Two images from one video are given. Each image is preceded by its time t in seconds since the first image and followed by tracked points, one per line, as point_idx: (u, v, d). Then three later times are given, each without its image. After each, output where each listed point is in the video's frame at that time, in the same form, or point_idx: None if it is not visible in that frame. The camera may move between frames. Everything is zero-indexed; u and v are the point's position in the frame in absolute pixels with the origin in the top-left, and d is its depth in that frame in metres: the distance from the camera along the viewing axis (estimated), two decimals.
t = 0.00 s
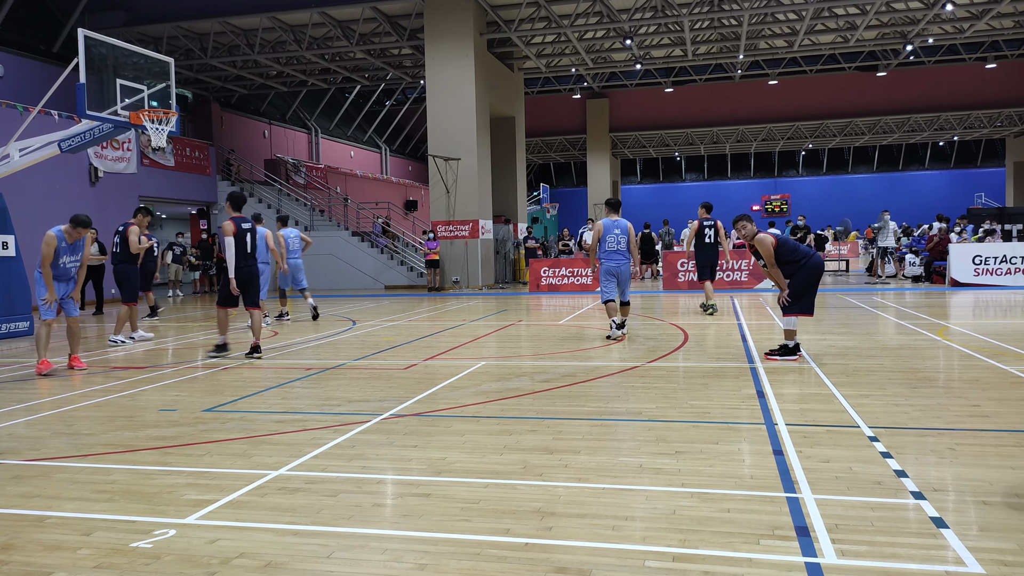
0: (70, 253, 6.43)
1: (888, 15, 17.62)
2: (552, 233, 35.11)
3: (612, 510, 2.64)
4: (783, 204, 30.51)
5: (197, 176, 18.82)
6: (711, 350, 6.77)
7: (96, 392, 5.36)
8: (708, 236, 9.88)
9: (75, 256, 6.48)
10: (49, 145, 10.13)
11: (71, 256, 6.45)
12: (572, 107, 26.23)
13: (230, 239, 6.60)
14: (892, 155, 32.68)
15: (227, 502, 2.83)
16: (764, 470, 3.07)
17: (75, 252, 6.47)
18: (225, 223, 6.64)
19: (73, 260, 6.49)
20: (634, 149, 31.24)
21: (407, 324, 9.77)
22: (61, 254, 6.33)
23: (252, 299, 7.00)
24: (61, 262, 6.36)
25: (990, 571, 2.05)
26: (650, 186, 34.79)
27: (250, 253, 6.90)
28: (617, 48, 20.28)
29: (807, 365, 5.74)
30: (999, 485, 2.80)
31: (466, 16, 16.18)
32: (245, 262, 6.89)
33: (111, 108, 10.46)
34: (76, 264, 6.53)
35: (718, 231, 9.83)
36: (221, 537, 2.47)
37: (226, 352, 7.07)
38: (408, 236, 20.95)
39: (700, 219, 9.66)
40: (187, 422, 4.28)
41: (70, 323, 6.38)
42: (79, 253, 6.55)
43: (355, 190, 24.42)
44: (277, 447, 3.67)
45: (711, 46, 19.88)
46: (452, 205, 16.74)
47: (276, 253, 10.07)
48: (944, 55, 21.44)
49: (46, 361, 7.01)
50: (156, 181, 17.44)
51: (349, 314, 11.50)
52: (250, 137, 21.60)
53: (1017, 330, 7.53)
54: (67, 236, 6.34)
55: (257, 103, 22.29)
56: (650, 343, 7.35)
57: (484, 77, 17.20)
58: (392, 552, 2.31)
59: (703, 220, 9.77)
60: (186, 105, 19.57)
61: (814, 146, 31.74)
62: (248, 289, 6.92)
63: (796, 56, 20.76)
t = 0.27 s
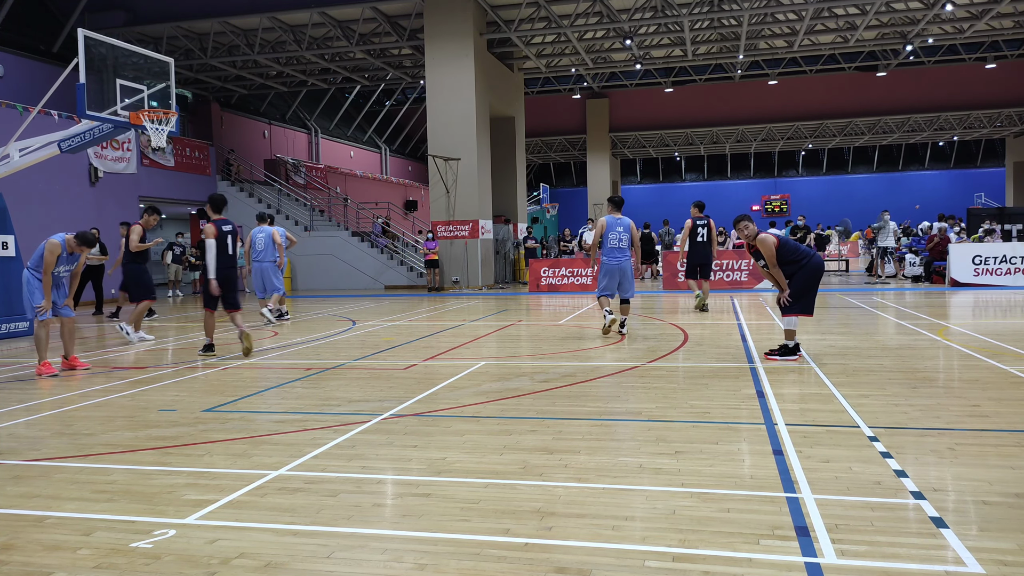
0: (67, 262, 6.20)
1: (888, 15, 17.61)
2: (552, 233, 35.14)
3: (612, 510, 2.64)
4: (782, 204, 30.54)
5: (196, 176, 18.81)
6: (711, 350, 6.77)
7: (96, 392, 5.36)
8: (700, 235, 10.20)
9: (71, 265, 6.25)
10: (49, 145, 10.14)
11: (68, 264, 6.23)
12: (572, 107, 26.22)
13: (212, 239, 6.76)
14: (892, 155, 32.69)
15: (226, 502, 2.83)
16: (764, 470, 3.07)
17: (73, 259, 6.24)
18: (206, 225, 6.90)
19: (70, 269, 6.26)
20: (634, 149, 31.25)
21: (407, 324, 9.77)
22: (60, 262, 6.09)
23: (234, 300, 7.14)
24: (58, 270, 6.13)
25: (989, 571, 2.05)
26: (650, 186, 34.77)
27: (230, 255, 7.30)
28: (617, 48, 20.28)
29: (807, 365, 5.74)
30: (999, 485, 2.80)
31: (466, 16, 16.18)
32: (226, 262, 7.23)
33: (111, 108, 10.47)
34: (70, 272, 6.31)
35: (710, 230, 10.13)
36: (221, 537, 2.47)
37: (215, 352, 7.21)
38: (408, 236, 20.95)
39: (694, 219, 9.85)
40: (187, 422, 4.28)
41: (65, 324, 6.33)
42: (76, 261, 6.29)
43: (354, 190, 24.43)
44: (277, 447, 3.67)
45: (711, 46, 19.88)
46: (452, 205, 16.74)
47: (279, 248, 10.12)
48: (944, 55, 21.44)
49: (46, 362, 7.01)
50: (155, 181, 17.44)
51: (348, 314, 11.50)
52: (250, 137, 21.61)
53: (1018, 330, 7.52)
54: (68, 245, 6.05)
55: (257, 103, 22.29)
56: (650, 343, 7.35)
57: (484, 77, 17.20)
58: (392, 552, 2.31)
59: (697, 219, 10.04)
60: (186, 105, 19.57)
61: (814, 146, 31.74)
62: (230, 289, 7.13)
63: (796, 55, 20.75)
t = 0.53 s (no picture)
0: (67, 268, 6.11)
1: (888, 15, 17.60)
2: (552, 233, 35.14)
3: (612, 510, 2.64)
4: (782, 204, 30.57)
5: (196, 176, 18.81)
6: (710, 350, 6.77)
7: (96, 392, 5.36)
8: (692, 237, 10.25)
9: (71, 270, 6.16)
10: (49, 145, 10.14)
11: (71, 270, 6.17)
12: (572, 108, 26.20)
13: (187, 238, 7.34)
14: (892, 155, 32.69)
15: (226, 502, 2.83)
16: (763, 470, 3.07)
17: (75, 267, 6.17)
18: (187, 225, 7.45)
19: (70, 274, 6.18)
20: (633, 149, 31.25)
21: (407, 324, 9.77)
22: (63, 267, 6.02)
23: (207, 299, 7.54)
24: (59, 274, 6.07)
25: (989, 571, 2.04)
26: (650, 186, 34.75)
27: (214, 254, 7.70)
28: (616, 48, 20.27)
29: (807, 365, 5.74)
30: (999, 486, 2.80)
31: (466, 16, 16.16)
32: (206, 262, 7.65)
33: (111, 108, 10.47)
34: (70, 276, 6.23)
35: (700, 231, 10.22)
36: (221, 537, 2.47)
37: (216, 351, 7.19)
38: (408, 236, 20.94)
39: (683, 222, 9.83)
40: (187, 422, 4.28)
41: (60, 326, 6.27)
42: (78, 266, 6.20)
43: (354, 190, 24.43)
44: (277, 448, 3.66)
45: (711, 46, 19.87)
46: (451, 205, 16.74)
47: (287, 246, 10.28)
48: (944, 55, 21.43)
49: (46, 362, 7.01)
50: (155, 181, 17.44)
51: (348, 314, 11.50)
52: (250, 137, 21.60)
53: (1017, 330, 7.52)
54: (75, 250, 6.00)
55: (257, 103, 22.28)
56: (650, 343, 7.35)
57: (484, 77, 17.19)
58: (392, 552, 2.31)
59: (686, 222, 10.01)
60: (186, 105, 19.57)
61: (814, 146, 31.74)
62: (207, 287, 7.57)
63: (795, 55, 20.74)
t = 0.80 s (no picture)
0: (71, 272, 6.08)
1: (888, 15, 17.61)
2: (552, 233, 35.15)
3: (612, 510, 2.64)
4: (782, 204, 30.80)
5: (195, 175, 18.79)
6: (710, 350, 6.77)
7: (95, 391, 5.36)
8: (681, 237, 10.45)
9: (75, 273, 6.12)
10: (49, 145, 10.14)
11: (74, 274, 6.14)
12: (572, 107, 26.20)
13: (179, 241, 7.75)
14: (892, 155, 32.69)
15: (226, 502, 2.83)
16: (763, 470, 3.07)
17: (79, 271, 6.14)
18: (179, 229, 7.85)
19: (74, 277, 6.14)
20: (633, 149, 31.25)
21: (406, 324, 9.77)
22: (66, 270, 5.99)
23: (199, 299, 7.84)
24: (62, 277, 6.02)
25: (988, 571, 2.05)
26: (649, 186, 34.73)
27: (207, 256, 7.96)
28: (616, 48, 20.28)
29: (806, 365, 5.74)
30: (999, 486, 2.80)
31: (465, 16, 16.16)
32: (200, 264, 7.94)
33: (111, 108, 10.47)
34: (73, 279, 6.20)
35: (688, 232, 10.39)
36: (220, 537, 2.47)
37: (215, 351, 7.18)
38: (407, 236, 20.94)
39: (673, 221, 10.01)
40: (186, 422, 4.28)
41: (60, 326, 6.27)
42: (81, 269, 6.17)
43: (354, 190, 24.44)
44: (277, 447, 3.66)
45: (711, 46, 19.87)
46: (451, 205, 16.74)
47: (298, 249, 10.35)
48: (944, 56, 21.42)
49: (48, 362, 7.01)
50: (155, 181, 17.44)
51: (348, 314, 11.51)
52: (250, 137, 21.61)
53: (1017, 330, 7.53)
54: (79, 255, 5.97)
55: (257, 103, 22.28)
56: (650, 343, 7.35)
57: (483, 77, 17.18)
58: (392, 552, 2.31)
59: (675, 220, 10.14)
60: (186, 105, 19.58)
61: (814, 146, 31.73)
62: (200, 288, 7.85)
63: (795, 56, 20.74)
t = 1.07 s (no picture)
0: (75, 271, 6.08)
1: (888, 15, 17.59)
2: (552, 233, 35.17)
3: (612, 511, 2.64)
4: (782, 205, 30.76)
5: (195, 176, 18.79)
6: (710, 350, 6.78)
7: (95, 392, 5.36)
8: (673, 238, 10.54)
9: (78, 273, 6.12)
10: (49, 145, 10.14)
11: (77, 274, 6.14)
12: (572, 108, 26.18)
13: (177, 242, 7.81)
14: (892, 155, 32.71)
15: (226, 503, 2.83)
16: (763, 470, 3.07)
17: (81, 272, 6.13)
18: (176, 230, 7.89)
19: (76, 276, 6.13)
20: (633, 149, 31.26)
21: (407, 324, 9.78)
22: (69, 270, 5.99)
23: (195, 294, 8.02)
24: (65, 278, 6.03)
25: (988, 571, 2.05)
26: (649, 186, 34.74)
27: (204, 254, 7.99)
28: (616, 48, 20.29)
29: (806, 365, 5.75)
30: (998, 486, 2.81)
31: (465, 16, 16.15)
32: (198, 261, 7.99)
33: (111, 108, 10.47)
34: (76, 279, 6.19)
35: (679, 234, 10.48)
36: (220, 537, 2.47)
37: (215, 352, 7.19)
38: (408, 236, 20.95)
39: (662, 223, 9.97)
40: (187, 422, 4.28)
41: (63, 326, 6.29)
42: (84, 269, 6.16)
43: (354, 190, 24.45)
44: (277, 448, 3.66)
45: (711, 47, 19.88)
46: (451, 205, 16.74)
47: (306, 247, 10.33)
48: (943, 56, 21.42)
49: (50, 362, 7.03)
50: (155, 181, 17.44)
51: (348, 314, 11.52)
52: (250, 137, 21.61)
53: (1017, 330, 7.53)
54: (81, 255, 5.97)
55: (257, 103, 22.28)
56: (650, 343, 7.36)
57: (483, 77, 17.18)
58: (392, 552, 2.32)
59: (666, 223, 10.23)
60: (186, 105, 19.58)
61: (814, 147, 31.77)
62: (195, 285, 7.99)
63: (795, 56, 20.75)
